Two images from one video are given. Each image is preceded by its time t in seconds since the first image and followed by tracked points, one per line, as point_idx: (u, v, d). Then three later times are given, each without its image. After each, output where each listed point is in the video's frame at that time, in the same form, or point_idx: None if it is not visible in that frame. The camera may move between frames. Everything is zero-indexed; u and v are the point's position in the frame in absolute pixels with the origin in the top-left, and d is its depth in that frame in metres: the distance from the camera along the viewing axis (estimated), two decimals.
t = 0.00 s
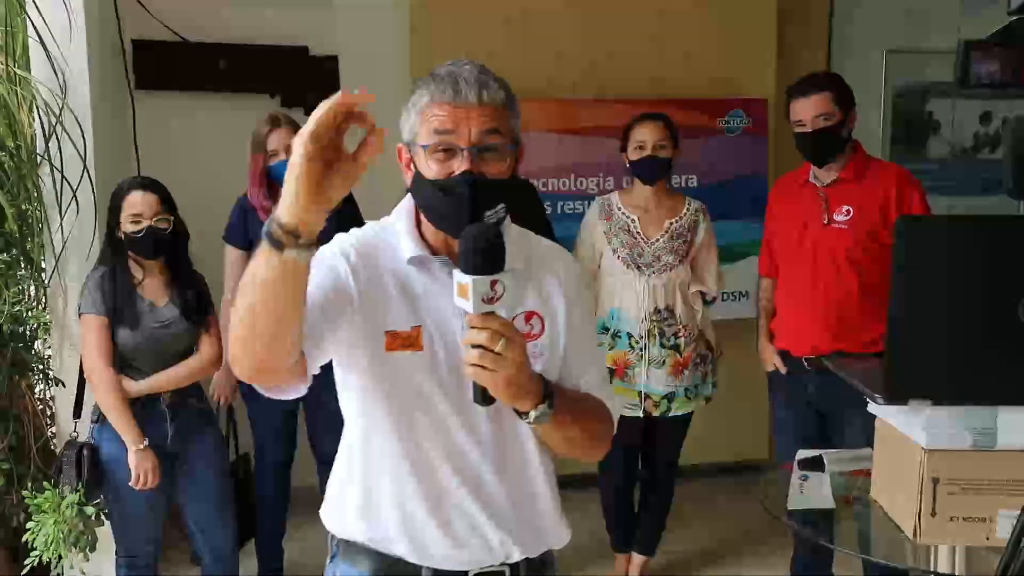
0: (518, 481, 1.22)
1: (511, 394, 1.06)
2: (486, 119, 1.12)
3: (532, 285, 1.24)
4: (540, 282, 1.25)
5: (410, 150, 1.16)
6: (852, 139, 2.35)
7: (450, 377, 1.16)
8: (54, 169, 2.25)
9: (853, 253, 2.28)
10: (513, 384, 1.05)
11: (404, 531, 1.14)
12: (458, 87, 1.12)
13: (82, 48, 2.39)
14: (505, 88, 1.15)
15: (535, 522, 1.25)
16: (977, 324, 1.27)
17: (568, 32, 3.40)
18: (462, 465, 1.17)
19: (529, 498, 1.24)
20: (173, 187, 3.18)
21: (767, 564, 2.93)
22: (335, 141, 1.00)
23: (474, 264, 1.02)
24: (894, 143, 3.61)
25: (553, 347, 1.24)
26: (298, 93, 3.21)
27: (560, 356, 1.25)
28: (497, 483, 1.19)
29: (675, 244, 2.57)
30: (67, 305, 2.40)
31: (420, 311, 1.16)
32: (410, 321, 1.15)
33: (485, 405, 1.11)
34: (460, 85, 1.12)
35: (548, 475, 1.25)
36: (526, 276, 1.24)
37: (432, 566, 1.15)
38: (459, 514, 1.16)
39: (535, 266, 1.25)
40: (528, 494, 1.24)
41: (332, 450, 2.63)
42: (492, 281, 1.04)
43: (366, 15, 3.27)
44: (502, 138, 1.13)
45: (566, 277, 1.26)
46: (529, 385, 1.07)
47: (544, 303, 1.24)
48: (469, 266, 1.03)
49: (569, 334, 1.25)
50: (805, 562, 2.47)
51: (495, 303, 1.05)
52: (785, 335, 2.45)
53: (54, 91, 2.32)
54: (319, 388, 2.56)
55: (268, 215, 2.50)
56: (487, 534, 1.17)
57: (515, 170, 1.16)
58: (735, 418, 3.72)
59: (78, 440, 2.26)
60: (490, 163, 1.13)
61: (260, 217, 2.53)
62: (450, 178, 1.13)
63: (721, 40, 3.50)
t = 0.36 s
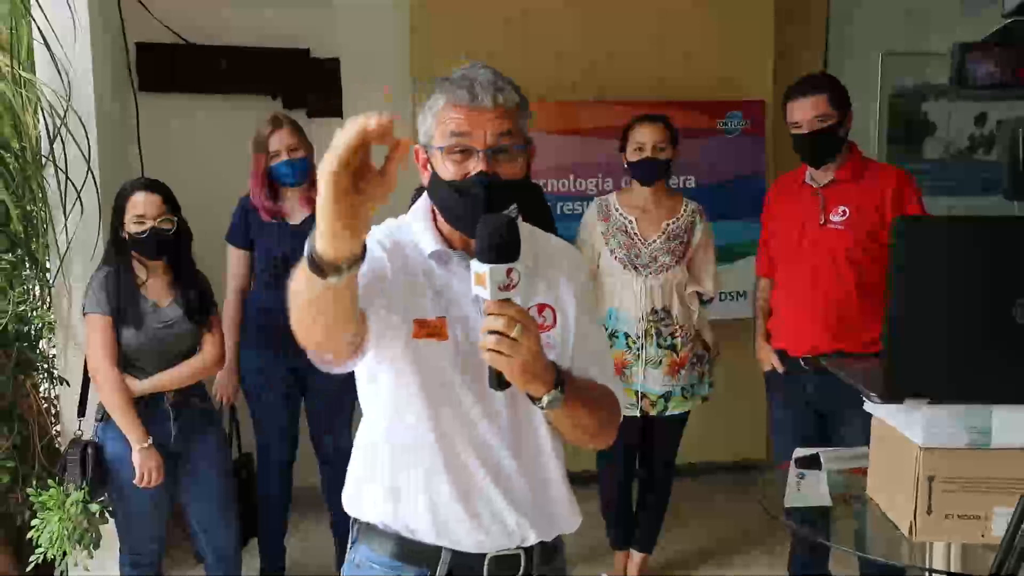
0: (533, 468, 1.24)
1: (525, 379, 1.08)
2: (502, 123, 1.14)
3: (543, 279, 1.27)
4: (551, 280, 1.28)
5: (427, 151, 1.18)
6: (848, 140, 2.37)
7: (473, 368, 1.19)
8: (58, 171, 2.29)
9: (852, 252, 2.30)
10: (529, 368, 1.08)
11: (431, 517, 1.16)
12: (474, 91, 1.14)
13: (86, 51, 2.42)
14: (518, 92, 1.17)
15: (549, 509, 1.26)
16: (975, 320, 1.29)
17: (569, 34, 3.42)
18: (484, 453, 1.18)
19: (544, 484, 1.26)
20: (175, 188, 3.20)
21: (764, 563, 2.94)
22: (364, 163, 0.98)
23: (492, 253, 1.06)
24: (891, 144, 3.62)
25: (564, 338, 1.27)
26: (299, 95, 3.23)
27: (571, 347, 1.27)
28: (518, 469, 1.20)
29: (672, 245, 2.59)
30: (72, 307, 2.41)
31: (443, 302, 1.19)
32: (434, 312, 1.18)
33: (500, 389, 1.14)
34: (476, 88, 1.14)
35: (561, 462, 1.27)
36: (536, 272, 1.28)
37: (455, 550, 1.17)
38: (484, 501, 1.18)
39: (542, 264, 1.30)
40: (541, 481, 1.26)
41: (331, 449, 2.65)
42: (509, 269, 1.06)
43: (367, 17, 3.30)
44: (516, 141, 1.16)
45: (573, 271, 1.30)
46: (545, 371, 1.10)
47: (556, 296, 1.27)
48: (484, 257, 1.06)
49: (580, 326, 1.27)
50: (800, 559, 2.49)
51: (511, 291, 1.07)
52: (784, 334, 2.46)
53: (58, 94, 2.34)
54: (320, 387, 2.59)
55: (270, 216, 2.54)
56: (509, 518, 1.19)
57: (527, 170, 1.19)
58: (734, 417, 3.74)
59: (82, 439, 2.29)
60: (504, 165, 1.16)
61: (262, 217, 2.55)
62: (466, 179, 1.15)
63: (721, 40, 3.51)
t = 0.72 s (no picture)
0: (545, 465, 1.23)
1: (534, 371, 1.09)
2: (511, 126, 1.14)
3: (546, 275, 1.27)
4: (556, 278, 1.28)
5: (434, 152, 1.18)
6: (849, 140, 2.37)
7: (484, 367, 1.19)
8: (58, 171, 2.28)
9: (853, 252, 2.30)
10: (537, 362, 1.08)
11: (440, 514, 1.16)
12: (482, 93, 1.14)
13: (86, 52, 2.42)
14: (528, 97, 1.17)
15: (562, 505, 1.25)
16: (975, 320, 1.29)
17: (569, 35, 3.42)
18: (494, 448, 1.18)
19: (557, 481, 1.24)
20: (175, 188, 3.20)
21: (764, 563, 2.94)
22: (383, 188, 0.99)
23: (500, 249, 1.07)
24: (890, 144, 3.63)
25: (566, 334, 1.27)
26: (299, 95, 3.24)
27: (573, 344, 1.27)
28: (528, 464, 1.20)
29: (669, 245, 2.59)
30: (71, 307, 2.40)
31: (451, 302, 1.19)
32: (442, 312, 1.18)
33: (511, 381, 1.14)
34: (484, 90, 1.14)
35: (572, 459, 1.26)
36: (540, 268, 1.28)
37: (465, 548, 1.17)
38: (495, 496, 1.18)
39: (545, 265, 1.29)
40: (555, 477, 1.24)
41: (332, 449, 2.65)
42: (518, 263, 1.08)
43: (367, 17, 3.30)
44: (525, 145, 1.16)
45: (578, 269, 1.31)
46: (554, 363, 1.10)
47: (560, 292, 1.27)
48: (493, 251, 1.08)
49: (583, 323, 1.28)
50: (800, 560, 2.49)
51: (520, 284, 1.09)
52: (784, 334, 2.46)
53: (58, 94, 2.33)
54: (320, 387, 2.59)
55: (270, 216, 2.54)
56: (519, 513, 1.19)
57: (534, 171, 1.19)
58: (734, 417, 3.74)
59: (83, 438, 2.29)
60: (512, 167, 1.16)
61: (262, 217, 2.55)
62: (474, 181, 1.16)
63: (721, 40, 3.52)
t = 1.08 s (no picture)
0: (549, 463, 1.23)
1: (541, 373, 1.09)
2: (513, 116, 1.14)
3: (552, 271, 1.27)
4: (562, 275, 1.28)
5: (439, 147, 1.18)
6: (850, 141, 2.37)
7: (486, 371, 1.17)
8: (57, 171, 2.28)
9: (853, 253, 2.30)
10: (543, 363, 1.08)
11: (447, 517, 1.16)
12: (484, 85, 1.14)
13: (87, 52, 2.42)
14: (528, 88, 1.17)
15: (566, 500, 1.26)
16: (975, 320, 1.29)
17: (569, 35, 3.42)
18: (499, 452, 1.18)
19: (562, 475, 1.26)
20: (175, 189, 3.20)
21: (764, 563, 2.94)
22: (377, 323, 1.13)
23: (507, 249, 1.06)
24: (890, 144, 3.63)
25: (572, 331, 1.27)
26: (299, 96, 3.24)
27: (578, 341, 1.28)
28: (531, 464, 1.21)
29: (668, 245, 2.59)
30: (72, 307, 2.41)
31: (452, 303, 1.17)
32: (442, 313, 1.16)
33: (516, 381, 1.14)
34: (486, 83, 1.14)
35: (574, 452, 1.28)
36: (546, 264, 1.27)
37: (472, 552, 1.17)
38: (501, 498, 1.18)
39: (552, 262, 1.28)
40: (559, 474, 1.25)
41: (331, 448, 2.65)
42: (525, 264, 1.07)
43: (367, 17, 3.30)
44: (527, 134, 1.15)
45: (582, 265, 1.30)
46: (559, 365, 1.11)
47: (565, 290, 1.27)
48: (500, 253, 1.07)
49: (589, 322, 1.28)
50: (799, 559, 2.49)
51: (526, 285, 1.08)
52: (784, 334, 2.46)
53: (58, 94, 2.33)
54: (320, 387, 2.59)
55: (270, 216, 2.54)
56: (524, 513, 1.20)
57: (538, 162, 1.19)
58: (735, 417, 3.73)
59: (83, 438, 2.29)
60: (514, 157, 1.16)
61: (262, 217, 2.55)
62: (477, 171, 1.15)
63: (721, 40, 3.52)
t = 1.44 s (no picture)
0: (535, 475, 1.21)
1: (530, 380, 1.09)
2: (503, 120, 1.13)
3: (547, 279, 1.26)
4: (559, 278, 1.26)
5: (430, 151, 1.19)
6: (851, 141, 2.37)
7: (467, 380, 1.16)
8: (57, 170, 2.27)
9: (853, 253, 2.30)
10: (531, 370, 1.08)
11: (424, 525, 1.16)
12: (475, 87, 1.14)
13: (86, 53, 2.42)
14: (521, 90, 1.16)
15: (555, 513, 1.23)
16: (973, 320, 1.29)
17: (569, 35, 3.43)
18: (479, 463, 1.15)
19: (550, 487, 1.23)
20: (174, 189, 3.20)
21: (764, 562, 2.95)
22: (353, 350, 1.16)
23: (496, 249, 1.07)
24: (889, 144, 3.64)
25: (568, 338, 1.27)
26: (299, 96, 3.24)
27: (575, 346, 1.27)
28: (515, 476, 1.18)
29: (667, 244, 2.60)
30: (72, 307, 2.42)
31: (433, 312, 1.16)
32: (419, 325, 1.16)
33: (504, 385, 1.12)
34: (477, 85, 1.14)
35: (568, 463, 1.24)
36: (540, 272, 1.26)
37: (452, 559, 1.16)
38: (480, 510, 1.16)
39: (549, 267, 1.27)
40: (548, 485, 1.22)
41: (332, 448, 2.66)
42: (513, 267, 1.07)
43: (367, 17, 3.30)
44: (518, 139, 1.15)
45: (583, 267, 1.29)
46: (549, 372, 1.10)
47: (559, 297, 1.26)
48: (490, 253, 1.07)
49: (586, 325, 1.27)
50: (798, 558, 2.50)
51: (516, 287, 1.08)
52: (784, 333, 2.47)
53: (58, 94, 2.33)
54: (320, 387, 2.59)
55: (270, 216, 2.54)
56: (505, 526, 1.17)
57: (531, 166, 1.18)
58: (734, 417, 3.74)
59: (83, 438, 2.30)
60: (505, 162, 1.15)
61: (262, 218, 2.55)
62: (466, 176, 1.16)
63: (720, 41, 3.52)
